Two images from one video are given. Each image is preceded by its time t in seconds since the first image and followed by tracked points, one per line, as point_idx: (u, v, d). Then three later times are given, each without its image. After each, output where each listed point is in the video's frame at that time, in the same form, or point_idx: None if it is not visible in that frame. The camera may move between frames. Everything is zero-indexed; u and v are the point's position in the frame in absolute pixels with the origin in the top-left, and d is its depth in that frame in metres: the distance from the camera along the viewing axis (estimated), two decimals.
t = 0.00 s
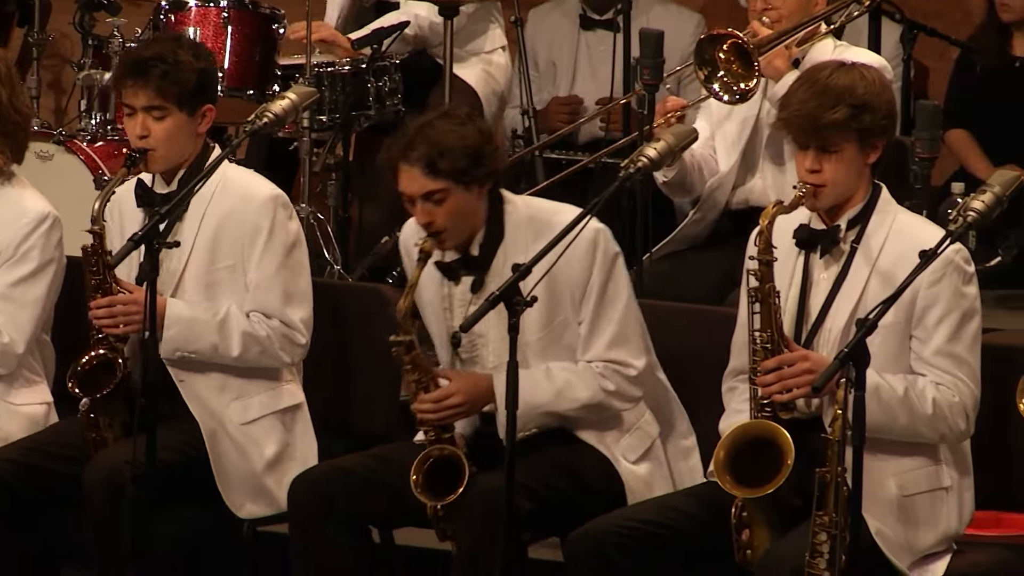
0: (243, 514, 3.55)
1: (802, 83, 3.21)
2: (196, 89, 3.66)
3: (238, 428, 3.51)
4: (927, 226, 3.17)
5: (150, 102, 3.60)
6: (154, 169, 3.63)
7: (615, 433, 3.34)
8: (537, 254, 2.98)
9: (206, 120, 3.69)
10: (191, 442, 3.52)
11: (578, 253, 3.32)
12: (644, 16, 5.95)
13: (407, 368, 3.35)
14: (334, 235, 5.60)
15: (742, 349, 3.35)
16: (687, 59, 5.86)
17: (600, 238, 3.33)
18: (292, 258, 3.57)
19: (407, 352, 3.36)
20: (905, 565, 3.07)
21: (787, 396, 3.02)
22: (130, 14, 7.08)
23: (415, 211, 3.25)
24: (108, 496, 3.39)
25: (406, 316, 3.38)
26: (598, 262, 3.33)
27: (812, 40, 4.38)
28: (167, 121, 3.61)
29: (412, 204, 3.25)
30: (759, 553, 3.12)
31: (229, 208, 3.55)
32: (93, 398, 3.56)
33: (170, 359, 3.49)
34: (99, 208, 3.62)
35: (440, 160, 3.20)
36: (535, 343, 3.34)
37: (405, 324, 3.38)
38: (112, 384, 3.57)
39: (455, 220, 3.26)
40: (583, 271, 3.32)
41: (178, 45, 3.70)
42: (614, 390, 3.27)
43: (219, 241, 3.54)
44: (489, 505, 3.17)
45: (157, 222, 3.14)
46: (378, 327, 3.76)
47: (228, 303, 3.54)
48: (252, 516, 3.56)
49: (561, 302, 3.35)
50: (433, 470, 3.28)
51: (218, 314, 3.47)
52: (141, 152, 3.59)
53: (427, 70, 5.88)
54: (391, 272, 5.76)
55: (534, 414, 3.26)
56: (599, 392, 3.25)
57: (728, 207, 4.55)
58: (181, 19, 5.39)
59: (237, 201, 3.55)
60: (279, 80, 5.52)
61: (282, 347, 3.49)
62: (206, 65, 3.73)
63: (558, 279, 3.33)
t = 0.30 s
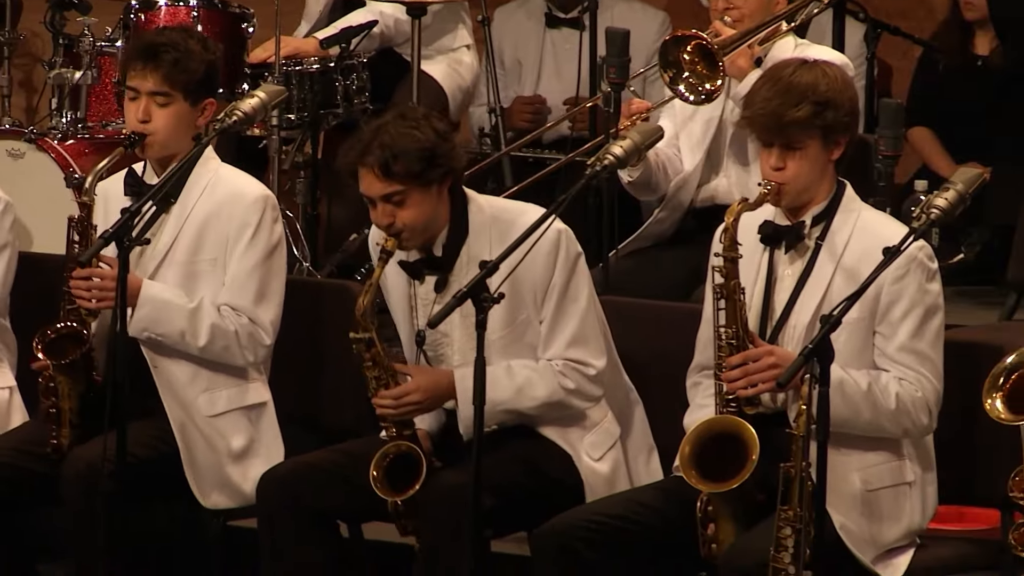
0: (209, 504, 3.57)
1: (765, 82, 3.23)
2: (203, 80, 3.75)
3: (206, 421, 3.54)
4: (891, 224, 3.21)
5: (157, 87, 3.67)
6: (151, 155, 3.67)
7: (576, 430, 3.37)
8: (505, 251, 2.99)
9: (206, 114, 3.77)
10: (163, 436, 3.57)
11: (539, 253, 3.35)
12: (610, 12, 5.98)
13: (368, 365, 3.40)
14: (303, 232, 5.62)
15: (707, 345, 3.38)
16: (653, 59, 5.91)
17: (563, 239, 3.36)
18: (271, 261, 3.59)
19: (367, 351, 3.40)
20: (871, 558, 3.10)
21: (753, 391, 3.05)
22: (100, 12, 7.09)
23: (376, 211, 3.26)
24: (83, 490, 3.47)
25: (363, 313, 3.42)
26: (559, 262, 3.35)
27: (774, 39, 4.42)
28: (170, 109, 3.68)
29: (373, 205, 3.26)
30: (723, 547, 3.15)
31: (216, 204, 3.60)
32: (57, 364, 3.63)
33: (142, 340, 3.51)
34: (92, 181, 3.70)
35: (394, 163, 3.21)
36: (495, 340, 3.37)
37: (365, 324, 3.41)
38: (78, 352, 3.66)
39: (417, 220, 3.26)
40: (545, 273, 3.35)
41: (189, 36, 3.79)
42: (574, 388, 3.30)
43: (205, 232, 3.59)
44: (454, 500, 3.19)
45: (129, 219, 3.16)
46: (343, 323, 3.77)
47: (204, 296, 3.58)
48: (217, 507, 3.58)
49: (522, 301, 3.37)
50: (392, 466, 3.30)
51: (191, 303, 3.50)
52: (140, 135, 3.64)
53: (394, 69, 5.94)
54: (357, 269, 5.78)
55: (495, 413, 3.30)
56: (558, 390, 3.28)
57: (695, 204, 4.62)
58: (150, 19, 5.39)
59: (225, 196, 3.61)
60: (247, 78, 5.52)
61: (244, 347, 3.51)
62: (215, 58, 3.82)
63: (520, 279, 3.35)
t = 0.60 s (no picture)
0: (175, 494, 3.60)
1: (730, 82, 3.28)
2: (181, 78, 3.77)
3: (172, 415, 3.56)
4: (855, 223, 3.26)
5: (135, 83, 3.70)
6: (126, 150, 3.69)
7: (546, 424, 3.40)
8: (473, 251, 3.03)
9: (183, 113, 3.79)
10: (133, 433, 3.62)
11: (539, 237, 3.41)
12: (575, 15, 6.04)
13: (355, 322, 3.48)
14: (272, 230, 5.64)
15: (672, 343, 3.42)
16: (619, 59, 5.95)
17: (563, 226, 3.43)
18: (241, 259, 3.62)
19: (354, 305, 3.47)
20: (833, 555, 3.14)
21: (717, 388, 3.09)
22: (72, 13, 7.10)
23: (385, 171, 3.36)
24: (55, 486, 3.50)
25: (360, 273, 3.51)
26: (557, 248, 3.42)
27: (736, 39, 4.50)
28: (147, 105, 3.70)
29: (383, 164, 3.36)
30: (688, 543, 3.17)
31: (190, 201, 3.62)
32: (24, 349, 3.63)
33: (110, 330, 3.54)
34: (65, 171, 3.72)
35: (409, 124, 3.32)
36: (484, 318, 3.41)
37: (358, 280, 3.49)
38: (46, 338, 3.64)
39: (423, 184, 3.35)
40: (542, 256, 3.41)
41: (169, 34, 3.82)
42: (553, 375, 3.32)
43: (177, 228, 3.61)
44: (424, 497, 3.23)
45: (101, 219, 3.21)
46: (310, 321, 3.79)
47: (173, 290, 3.60)
48: (185, 499, 3.61)
49: (516, 284, 3.42)
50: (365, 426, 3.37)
51: (160, 297, 3.52)
52: (115, 129, 3.65)
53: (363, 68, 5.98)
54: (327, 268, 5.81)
55: (472, 385, 3.31)
56: (537, 372, 3.30)
57: (660, 204, 4.66)
58: (122, 20, 5.30)
59: (199, 194, 3.63)
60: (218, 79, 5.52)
61: (210, 343, 3.53)
62: (195, 57, 3.84)
63: (517, 260, 3.41)
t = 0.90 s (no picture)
0: (147, 492, 3.62)
1: (697, 84, 3.31)
2: (147, 79, 3.77)
3: (145, 414, 3.58)
4: (820, 224, 3.29)
5: (102, 85, 3.71)
6: (94, 151, 3.70)
7: (522, 415, 3.44)
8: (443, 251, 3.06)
9: (151, 114, 3.80)
10: (105, 432, 3.63)
11: (534, 225, 3.46)
12: (543, 18, 6.05)
13: (348, 288, 3.66)
14: (242, 231, 5.65)
15: (640, 342, 3.46)
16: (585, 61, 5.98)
17: (558, 218, 3.48)
18: (211, 258, 3.64)
19: (348, 269, 3.65)
20: (799, 552, 3.17)
21: (684, 388, 3.12)
22: (43, 16, 7.11)
23: (392, 144, 3.46)
24: (28, 486, 3.53)
25: (359, 237, 3.67)
26: (551, 236, 3.47)
27: (704, 39, 4.55)
28: (115, 106, 3.71)
29: (391, 136, 3.47)
30: (656, 541, 3.22)
31: (159, 201, 3.64)
32: None
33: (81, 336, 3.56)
34: (35, 175, 3.73)
35: (421, 99, 3.44)
36: (473, 299, 3.46)
37: (356, 244, 3.65)
38: (19, 341, 3.66)
39: (427, 159, 3.46)
40: (536, 244, 3.45)
41: (137, 37, 3.84)
42: (536, 360, 3.36)
43: (146, 229, 3.63)
44: (394, 495, 3.26)
45: (72, 219, 3.22)
46: (280, 321, 3.81)
47: (144, 292, 3.61)
48: (158, 497, 3.63)
49: (507, 268, 3.47)
50: (346, 391, 3.42)
51: (131, 300, 3.53)
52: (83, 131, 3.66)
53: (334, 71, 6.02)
54: (296, 268, 5.82)
55: (454, 361, 3.36)
56: (521, 354, 3.35)
57: (626, 203, 4.70)
58: (93, 23, 5.29)
59: (168, 194, 3.64)
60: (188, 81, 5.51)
61: (182, 342, 3.55)
62: (161, 58, 3.85)
63: (510, 245, 3.46)
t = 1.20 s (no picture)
0: (119, 490, 3.64)
1: (662, 86, 3.34)
2: (119, 81, 3.78)
3: (117, 413, 3.59)
4: (787, 224, 3.32)
5: (75, 86, 3.72)
6: (67, 152, 3.71)
7: (495, 409, 3.45)
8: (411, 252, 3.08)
9: (123, 115, 3.81)
10: (77, 432, 3.64)
11: (514, 220, 3.48)
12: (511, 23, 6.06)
13: (326, 271, 3.67)
14: (213, 231, 5.66)
15: (607, 342, 3.48)
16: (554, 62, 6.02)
17: (538, 214, 3.50)
18: (183, 258, 3.65)
19: (329, 252, 3.66)
20: (766, 551, 3.22)
21: (652, 387, 3.14)
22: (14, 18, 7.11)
23: (377, 134, 3.52)
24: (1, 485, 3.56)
25: (341, 219, 3.68)
26: (531, 231, 3.49)
27: (675, 40, 4.61)
28: (88, 108, 3.72)
29: (376, 126, 3.53)
30: (623, 539, 3.25)
31: (131, 201, 3.65)
32: None
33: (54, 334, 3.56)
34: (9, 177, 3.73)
35: (407, 89, 3.50)
36: (452, 291, 3.48)
37: (337, 226, 3.66)
38: None
39: (410, 150, 3.50)
40: (515, 239, 3.47)
41: (107, 38, 3.85)
42: (510, 351, 3.39)
43: (119, 229, 3.64)
44: (363, 495, 3.28)
45: (44, 220, 3.23)
46: (250, 321, 3.83)
47: (116, 291, 3.62)
48: (130, 496, 3.65)
49: (486, 262, 3.50)
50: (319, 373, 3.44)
51: (104, 297, 3.54)
52: (57, 132, 3.67)
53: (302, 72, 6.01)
54: (267, 269, 5.84)
55: (428, 348, 3.38)
56: (494, 344, 3.38)
57: (594, 204, 4.73)
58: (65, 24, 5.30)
59: (140, 194, 3.65)
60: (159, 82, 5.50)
61: (155, 341, 3.56)
62: (132, 60, 3.86)
63: (490, 239, 3.48)
